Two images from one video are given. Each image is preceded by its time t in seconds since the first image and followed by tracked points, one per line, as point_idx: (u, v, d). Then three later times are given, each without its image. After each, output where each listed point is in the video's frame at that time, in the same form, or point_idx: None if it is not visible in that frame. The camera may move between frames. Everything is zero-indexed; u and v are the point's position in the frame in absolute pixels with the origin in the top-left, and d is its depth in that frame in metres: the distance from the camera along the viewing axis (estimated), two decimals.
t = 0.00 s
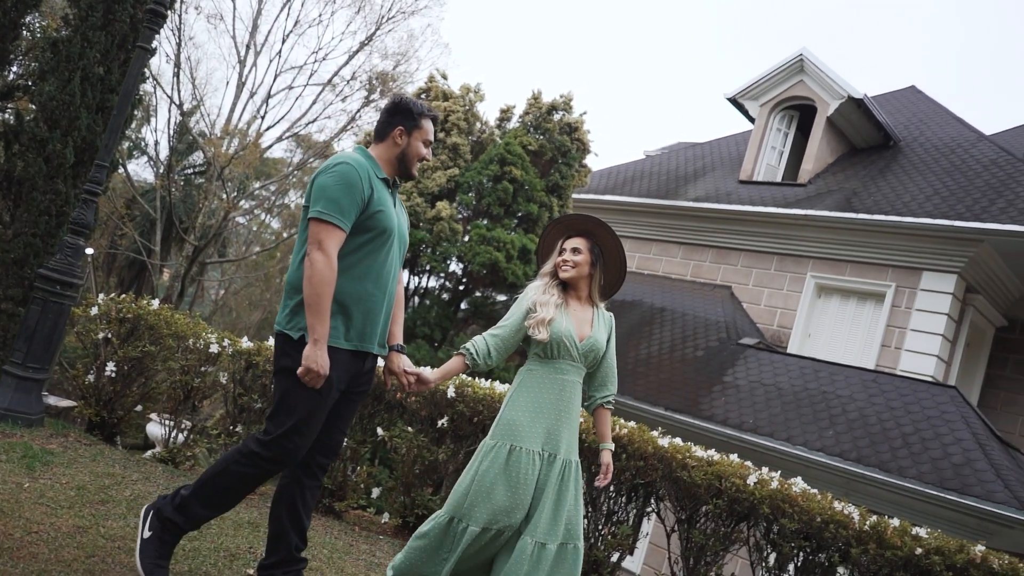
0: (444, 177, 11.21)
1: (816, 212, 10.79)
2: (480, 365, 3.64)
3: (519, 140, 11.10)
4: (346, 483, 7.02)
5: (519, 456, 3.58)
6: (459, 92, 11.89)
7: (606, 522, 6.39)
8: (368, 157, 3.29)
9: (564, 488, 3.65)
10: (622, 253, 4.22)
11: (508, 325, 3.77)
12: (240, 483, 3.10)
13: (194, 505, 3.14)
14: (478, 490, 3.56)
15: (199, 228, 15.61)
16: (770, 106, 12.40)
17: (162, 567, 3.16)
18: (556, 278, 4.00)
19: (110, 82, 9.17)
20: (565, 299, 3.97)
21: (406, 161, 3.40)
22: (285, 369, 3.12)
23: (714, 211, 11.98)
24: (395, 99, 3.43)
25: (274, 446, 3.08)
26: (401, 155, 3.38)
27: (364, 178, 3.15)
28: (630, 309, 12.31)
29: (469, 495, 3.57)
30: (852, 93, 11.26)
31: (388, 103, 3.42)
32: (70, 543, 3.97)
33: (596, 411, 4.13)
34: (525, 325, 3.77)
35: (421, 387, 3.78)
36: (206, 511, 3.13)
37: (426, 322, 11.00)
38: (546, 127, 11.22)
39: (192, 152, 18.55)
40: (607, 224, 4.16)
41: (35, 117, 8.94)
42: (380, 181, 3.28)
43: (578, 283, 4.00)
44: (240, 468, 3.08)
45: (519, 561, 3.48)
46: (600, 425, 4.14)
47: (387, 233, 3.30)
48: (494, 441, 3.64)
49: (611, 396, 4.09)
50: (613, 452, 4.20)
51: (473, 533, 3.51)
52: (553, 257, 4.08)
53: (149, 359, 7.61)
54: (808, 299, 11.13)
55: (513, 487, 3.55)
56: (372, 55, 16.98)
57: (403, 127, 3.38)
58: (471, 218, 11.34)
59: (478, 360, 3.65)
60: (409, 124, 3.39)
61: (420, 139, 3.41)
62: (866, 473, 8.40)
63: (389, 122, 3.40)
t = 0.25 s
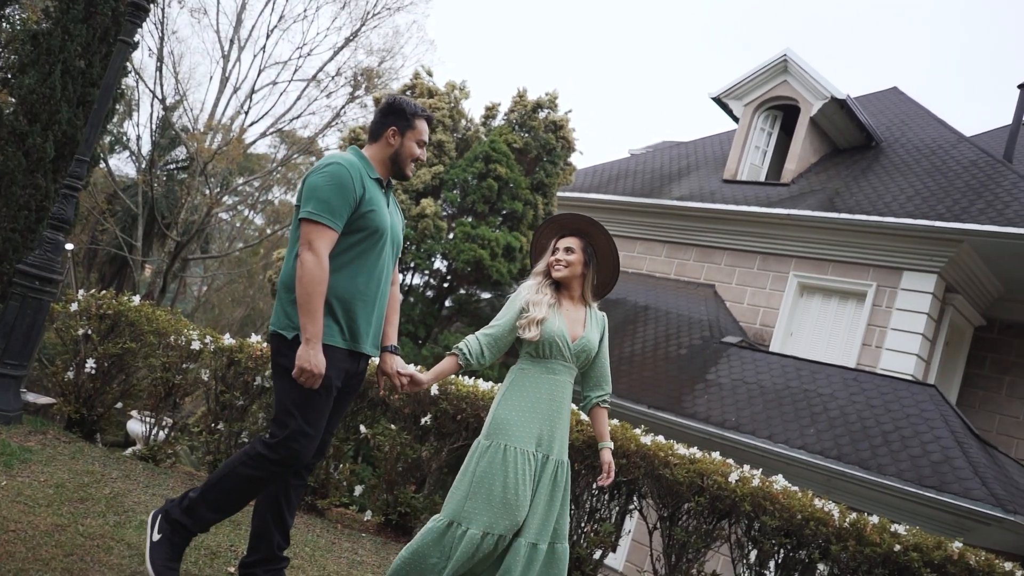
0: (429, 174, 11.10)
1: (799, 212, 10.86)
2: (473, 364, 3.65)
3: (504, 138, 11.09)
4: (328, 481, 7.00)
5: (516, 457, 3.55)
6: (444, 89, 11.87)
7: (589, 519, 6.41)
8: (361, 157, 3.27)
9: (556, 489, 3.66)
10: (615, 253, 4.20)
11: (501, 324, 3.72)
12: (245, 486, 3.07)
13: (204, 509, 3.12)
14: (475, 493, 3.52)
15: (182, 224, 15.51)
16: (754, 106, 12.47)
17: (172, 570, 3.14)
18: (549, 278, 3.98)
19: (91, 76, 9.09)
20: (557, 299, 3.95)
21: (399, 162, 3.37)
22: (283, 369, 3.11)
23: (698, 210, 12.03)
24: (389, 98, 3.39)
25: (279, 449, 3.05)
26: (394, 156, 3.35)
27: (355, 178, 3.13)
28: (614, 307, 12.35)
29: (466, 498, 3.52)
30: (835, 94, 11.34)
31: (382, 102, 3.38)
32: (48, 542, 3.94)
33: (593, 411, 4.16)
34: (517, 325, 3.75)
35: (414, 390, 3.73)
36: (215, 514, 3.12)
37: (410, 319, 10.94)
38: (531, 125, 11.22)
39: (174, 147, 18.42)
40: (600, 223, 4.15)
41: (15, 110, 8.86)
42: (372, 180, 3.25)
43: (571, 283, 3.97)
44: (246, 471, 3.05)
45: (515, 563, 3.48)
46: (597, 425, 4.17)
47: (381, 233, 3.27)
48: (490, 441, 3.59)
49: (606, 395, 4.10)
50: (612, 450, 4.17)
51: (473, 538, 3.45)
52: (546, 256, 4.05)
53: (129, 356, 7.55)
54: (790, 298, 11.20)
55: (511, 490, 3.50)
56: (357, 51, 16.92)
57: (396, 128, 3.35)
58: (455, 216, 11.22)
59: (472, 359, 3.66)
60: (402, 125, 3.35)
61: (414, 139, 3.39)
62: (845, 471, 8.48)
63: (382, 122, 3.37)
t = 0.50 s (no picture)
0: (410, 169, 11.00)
1: (778, 209, 10.94)
2: (463, 363, 3.63)
3: (485, 133, 11.05)
4: (308, 477, 6.98)
5: (510, 455, 3.52)
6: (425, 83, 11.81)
7: (569, 514, 6.44)
8: (350, 153, 3.26)
9: (547, 484, 3.65)
10: (605, 250, 4.16)
11: (491, 323, 3.69)
12: (253, 491, 3.01)
13: (210, 523, 3.03)
14: (471, 493, 3.48)
15: (160, 218, 15.35)
16: (734, 102, 12.53)
17: None
18: (538, 275, 3.93)
19: (66, 68, 9.01)
20: (547, 296, 3.89)
21: (389, 158, 3.36)
22: (274, 366, 3.09)
23: (678, 206, 12.08)
24: (379, 95, 3.38)
25: (280, 448, 3.01)
26: (384, 153, 3.34)
27: (341, 174, 3.11)
28: (595, 303, 12.38)
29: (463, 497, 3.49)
30: (814, 91, 11.42)
31: (373, 99, 3.37)
32: (24, 539, 3.92)
33: (584, 408, 4.13)
34: (506, 322, 3.70)
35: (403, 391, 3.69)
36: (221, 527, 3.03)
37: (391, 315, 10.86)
38: (512, 120, 11.20)
39: (152, 140, 18.24)
40: (590, 221, 4.13)
41: None
42: (360, 176, 3.24)
43: (561, 280, 3.92)
44: (250, 477, 2.99)
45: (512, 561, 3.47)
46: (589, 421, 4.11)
47: (370, 230, 3.25)
48: (483, 439, 3.55)
49: (596, 392, 4.08)
50: (605, 446, 4.13)
51: (473, 540, 3.41)
52: (536, 253, 4.01)
53: (106, 351, 7.49)
54: (769, 293, 11.28)
55: (508, 489, 3.48)
56: (338, 45, 16.81)
57: (385, 124, 3.34)
58: (436, 211, 11.17)
59: (462, 357, 3.63)
60: (392, 121, 3.34)
61: (403, 135, 3.37)
62: (822, 464, 8.57)
63: (371, 118, 3.36)
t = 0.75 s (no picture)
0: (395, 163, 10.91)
1: (762, 203, 10.99)
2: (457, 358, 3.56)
3: (470, 126, 10.99)
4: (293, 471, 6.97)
5: (508, 451, 3.45)
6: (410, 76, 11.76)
7: (555, 507, 6.46)
8: (341, 148, 3.25)
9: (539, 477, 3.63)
10: (599, 248, 4.08)
11: (483, 319, 3.63)
12: (256, 495, 3.02)
13: (219, 538, 3.02)
14: (471, 491, 3.40)
15: (142, 211, 15.23)
16: (719, 97, 12.56)
17: None
18: (531, 270, 3.87)
19: (46, 59, 8.90)
20: (540, 292, 3.83)
21: (381, 153, 3.34)
22: (264, 362, 3.08)
23: (663, 200, 12.11)
24: (372, 90, 3.36)
25: (274, 445, 3.01)
26: (376, 148, 3.33)
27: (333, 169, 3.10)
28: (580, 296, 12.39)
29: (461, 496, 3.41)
30: (798, 86, 11.48)
31: (366, 93, 3.35)
32: (6, 536, 3.90)
33: (574, 403, 4.06)
34: (500, 318, 3.64)
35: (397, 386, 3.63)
36: (229, 540, 3.03)
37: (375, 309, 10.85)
38: (497, 113, 11.16)
39: (134, 133, 18.07)
40: (584, 216, 4.05)
41: None
42: (351, 171, 3.22)
43: (554, 276, 3.87)
44: (250, 481, 2.99)
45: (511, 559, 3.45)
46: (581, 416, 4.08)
47: (361, 225, 3.24)
48: (480, 436, 3.46)
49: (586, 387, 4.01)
50: (595, 440, 4.07)
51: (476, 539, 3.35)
52: (529, 248, 3.96)
53: (87, 346, 7.43)
54: (753, 287, 11.33)
55: (507, 486, 3.42)
56: (322, 37, 16.71)
57: (377, 119, 3.33)
58: (421, 205, 10.99)
59: (455, 353, 3.57)
60: (384, 116, 3.33)
61: (395, 130, 3.35)
62: (805, 457, 8.64)
63: (363, 113, 3.34)
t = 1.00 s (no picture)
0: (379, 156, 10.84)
1: (746, 195, 11.04)
2: (450, 354, 3.56)
3: (455, 119, 10.94)
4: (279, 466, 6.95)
5: (505, 446, 3.46)
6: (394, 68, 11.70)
7: (541, 499, 6.48)
8: (332, 143, 3.24)
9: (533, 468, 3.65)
10: (593, 243, 4.07)
11: (476, 314, 3.63)
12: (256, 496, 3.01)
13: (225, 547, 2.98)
14: (472, 487, 3.40)
15: (123, 205, 15.11)
16: (703, 89, 12.59)
17: None
18: (525, 265, 3.87)
19: (24, 51, 8.79)
20: (534, 287, 3.83)
21: (372, 148, 3.34)
22: (253, 359, 3.07)
23: (648, 192, 12.13)
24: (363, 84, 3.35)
25: (267, 443, 3.01)
26: (367, 142, 3.32)
27: (324, 165, 3.08)
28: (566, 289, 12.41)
29: (464, 493, 3.40)
30: (781, 79, 11.52)
31: (357, 87, 3.34)
32: None
33: (565, 398, 4.05)
34: (494, 313, 3.64)
35: (391, 380, 3.66)
36: (236, 549, 3.00)
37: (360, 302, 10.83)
38: (481, 106, 11.13)
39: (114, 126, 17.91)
40: (579, 212, 4.05)
41: None
42: (343, 167, 3.21)
43: (548, 271, 3.87)
44: (248, 484, 2.98)
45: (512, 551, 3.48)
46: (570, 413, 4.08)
47: (352, 221, 3.23)
48: (479, 431, 3.45)
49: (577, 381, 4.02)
50: (583, 436, 4.06)
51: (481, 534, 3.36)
52: (523, 242, 3.95)
53: (69, 341, 7.37)
54: (737, 279, 11.39)
55: (507, 479, 3.44)
56: (305, 29, 16.60)
57: (368, 113, 3.32)
58: (406, 198, 10.93)
59: (448, 349, 3.57)
60: (375, 110, 3.32)
61: (387, 125, 3.35)
62: (789, 447, 8.71)
63: (355, 108, 3.34)
